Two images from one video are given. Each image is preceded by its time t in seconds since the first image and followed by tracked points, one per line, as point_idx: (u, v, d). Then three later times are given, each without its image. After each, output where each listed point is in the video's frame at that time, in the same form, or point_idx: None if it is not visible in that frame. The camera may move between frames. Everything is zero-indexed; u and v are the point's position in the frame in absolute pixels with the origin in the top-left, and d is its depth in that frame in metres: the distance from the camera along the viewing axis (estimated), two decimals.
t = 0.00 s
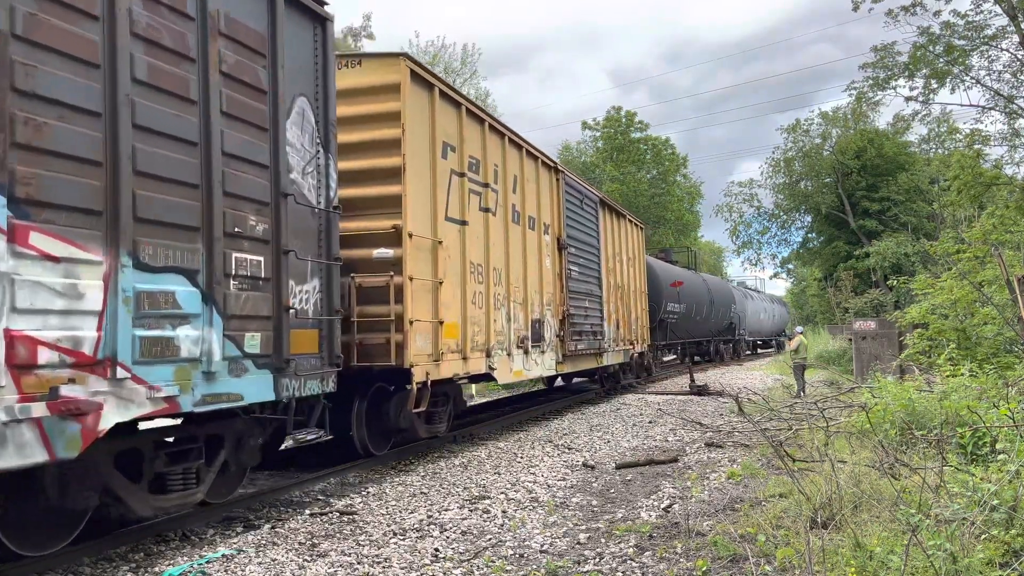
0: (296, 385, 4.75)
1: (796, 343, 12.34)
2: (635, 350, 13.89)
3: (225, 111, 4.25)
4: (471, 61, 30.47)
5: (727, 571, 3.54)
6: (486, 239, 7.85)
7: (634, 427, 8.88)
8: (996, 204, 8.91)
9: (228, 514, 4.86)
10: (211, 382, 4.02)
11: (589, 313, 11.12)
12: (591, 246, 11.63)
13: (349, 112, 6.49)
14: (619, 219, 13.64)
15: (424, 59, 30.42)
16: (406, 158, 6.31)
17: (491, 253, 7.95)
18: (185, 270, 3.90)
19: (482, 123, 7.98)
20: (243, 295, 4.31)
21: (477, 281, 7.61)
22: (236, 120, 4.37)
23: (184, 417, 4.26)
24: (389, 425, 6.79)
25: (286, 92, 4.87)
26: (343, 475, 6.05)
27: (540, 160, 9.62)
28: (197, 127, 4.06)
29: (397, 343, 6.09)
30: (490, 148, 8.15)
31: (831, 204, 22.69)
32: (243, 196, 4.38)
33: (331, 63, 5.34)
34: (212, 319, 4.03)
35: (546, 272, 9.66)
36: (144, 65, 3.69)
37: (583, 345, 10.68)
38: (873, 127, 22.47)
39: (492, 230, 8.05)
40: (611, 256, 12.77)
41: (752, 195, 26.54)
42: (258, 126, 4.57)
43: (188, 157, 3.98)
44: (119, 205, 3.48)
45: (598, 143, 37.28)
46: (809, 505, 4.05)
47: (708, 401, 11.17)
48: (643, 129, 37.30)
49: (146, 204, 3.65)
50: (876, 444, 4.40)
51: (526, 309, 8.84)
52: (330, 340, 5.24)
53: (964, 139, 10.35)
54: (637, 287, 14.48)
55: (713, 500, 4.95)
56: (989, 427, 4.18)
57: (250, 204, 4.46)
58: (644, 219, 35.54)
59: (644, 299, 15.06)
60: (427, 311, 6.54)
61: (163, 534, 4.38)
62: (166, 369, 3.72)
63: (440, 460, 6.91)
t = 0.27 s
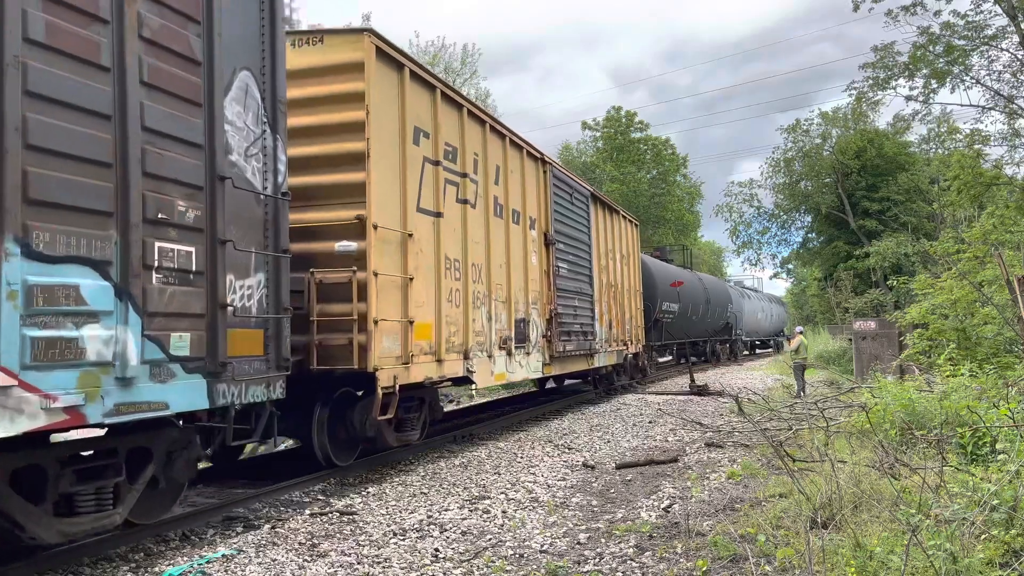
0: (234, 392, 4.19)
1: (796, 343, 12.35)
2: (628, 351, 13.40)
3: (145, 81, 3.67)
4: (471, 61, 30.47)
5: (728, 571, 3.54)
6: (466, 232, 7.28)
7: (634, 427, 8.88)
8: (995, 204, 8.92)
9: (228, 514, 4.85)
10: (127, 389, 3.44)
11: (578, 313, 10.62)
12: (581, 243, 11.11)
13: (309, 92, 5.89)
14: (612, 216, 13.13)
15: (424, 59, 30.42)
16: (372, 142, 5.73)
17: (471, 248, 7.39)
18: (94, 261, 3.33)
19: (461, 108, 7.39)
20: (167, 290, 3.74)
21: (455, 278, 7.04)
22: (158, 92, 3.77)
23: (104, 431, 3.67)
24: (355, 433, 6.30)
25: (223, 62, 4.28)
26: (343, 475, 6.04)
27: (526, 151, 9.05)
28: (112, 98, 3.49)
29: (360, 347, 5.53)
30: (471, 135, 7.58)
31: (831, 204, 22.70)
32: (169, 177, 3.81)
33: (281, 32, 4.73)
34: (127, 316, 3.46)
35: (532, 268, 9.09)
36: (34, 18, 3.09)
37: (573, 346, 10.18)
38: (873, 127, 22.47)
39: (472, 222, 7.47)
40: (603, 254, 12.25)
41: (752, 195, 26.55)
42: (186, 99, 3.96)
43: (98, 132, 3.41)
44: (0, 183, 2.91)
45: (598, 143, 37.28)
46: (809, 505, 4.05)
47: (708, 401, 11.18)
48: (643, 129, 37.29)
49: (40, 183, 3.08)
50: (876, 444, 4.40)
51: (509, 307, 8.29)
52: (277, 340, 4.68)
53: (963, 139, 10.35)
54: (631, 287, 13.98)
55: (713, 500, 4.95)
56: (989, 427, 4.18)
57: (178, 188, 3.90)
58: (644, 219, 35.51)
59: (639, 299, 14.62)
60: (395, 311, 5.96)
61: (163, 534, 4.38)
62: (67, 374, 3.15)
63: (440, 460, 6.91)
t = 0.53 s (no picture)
0: (157, 400, 3.69)
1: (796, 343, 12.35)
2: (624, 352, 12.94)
3: (43, 40, 3.14)
4: (471, 61, 30.47)
5: (727, 571, 3.53)
6: (442, 226, 6.77)
7: (634, 427, 8.88)
8: (995, 204, 8.92)
9: (228, 514, 4.85)
10: (16, 396, 2.95)
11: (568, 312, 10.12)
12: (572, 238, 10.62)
13: (262, 73, 5.41)
14: (605, 211, 12.64)
15: (423, 58, 30.41)
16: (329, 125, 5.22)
17: (447, 243, 6.86)
18: None
19: (436, 92, 6.84)
20: (70, 284, 3.22)
21: (428, 274, 6.53)
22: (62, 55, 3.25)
23: None
24: (313, 443, 5.62)
25: (145, 26, 3.74)
26: (343, 475, 6.04)
27: (510, 140, 8.51)
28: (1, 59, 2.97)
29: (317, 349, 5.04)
30: (447, 121, 7.04)
31: (831, 204, 22.70)
32: (75, 154, 3.29)
33: None
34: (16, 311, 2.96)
35: (517, 264, 8.57)
36: None
37: (562, 347, 9.66)
38: (873, 127, 22.48)
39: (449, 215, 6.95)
40: (596, 250, 11.77)
41: (752, 195, 26.55)
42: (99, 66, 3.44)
43: None
44: None
45: (598, 143, 37.28)
46: (809, 505, 4.05)
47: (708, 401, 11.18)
48: (643, 129, 37.29)
49: None
50: (876, 444, 4.41)
51: (491, 306, 7.77)
52: (213, 341, 4.17)
53: (963, 139, 10.36)
54: (626, 285, 13.51)
55: (713, 500, 4.95)
56: (989, 427, 4.18)
57: (88, 167, 3.37)
58: (644, 219, 35.50)
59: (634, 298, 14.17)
60: (358, 311, 5.46)
61: (162, 534, 4.37)
62: None
63: (441, 460, 6.91)
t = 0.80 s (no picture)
0: (56, 410, 3.17)
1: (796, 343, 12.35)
2: (616, 352, 12.51)
3: None
4: (471, 61, 30.47)
5: (727, 571, 3.53)
6: (413, 218, 6.30)
7: (634, 427, 8.88)
8: (995, 204, 8.92)
9: (227, 514, 4.85)
10: None
11: (555, 311, 9.66)
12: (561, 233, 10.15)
13: (211, 44, 4.92)
14: (596, 206, 12.21)
15: (424, 58, 30.41)
16: (278, 103, 4.75)
17: (418, 235, 6.39)
18: None
19: (404, 72, 6.32)
20: None
21: (397, 269, 6.07)
22: None
23: None
24: (262, 454, 5.21)
25: None
26: (343, 475, 6.04)
27: (489, 128, 8.02)
28: None
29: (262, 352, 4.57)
30: (420, 106, 6.58)
31: (831, 204, 22.69)
32: None
33: None
34: None
35: (498, 260, 8.10)
36: None
37: (549, 347, 9.22)
38: (873, 127, 22.48)
39: (421, 206, 6.49)
40: (586, 246, 11.34)
41: (752, 194, 26.55)
42: None
43: None
44: None
45: (598, 143, 37.27)
46: (809, 505, 4.05)
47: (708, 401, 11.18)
48: (643, 129, 37.29)
49: None
50: (876, 444, 4.41)
51: (468, 304, 7.32)
52: (131, 343, 3.60)
53: (963, 139, 10.36)
54: (619, 283, 13.08)
55: (712, 500, 4.95)
56: (989, 428, 4.18)
57: None
58: (644, 219, 35.51)
59: (628, 296, 13.75)
60: (313, 309, 5.00)
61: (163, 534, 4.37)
62: None
63: (441, 460, 6.91)
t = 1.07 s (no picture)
0: None
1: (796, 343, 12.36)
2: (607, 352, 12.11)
3: None
4: (470, 61, 30.47)
5: (728, 571, 3.53)
6: (380, 208, 5.82)
7: (634, 426, 8.88)
8: (995, 204, 8.92)
9: (228, 514, 4.84)
10: None
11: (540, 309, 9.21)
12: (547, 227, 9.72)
13: (137, 9, 4.37)
14: (586, 200, 11.77)
15: (424, 58, 30.41)
16: (214, 75, 4.18)
17: (384, 228, 5.89)
18: None
19: (369, 52, 5.82)
20: None
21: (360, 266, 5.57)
22: None
23: None
24: (200, 469, 4.64)
25: None
26: (343, 475, 6.04)
27: (466, 116, 7.57)
28: None
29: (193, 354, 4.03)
30: (387, 87, 6.08)
31: (831, 205, 22.70)
32: None
33: None
34: None
35: (477, 256, 7.62)
36: None
37: (534, 347, 8.75)
38: (874, 127, 22.49)
39: (388, 196, 5.98)
40: (575, 242, 10.92)
41: (752, 194, 26.54)
42: None
43: None
44: None
45: (598, 143, 37.28)
46: (809, 506, 4.05)
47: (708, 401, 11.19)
48: (643, 129, 37.30)
49: None
50: (876, 444, 4.40)
51: (442, 302, 6.83)
52: (23, 346, 3.17)
53: (963, 139, 10.36)
54: (609, 281, 12.68)
55: (712, 500, 4.95)
56: (989, 428, 4.18)
57: None
58: (644, 219, 35.52)
59: (619, 294, 13.36)
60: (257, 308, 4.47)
61: (163, 534, 4.37)
62: None
63: (441, 460, 6.91)
